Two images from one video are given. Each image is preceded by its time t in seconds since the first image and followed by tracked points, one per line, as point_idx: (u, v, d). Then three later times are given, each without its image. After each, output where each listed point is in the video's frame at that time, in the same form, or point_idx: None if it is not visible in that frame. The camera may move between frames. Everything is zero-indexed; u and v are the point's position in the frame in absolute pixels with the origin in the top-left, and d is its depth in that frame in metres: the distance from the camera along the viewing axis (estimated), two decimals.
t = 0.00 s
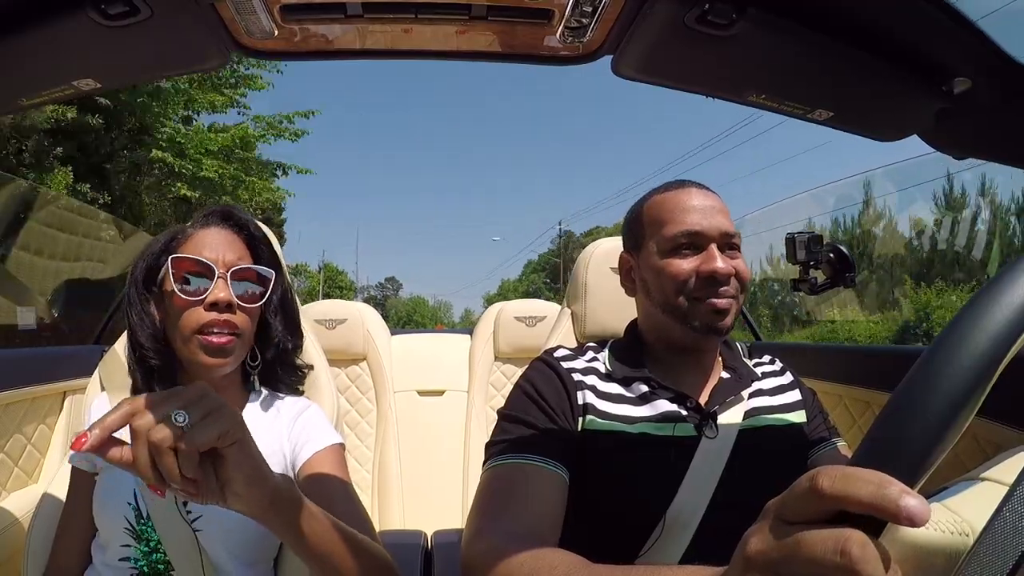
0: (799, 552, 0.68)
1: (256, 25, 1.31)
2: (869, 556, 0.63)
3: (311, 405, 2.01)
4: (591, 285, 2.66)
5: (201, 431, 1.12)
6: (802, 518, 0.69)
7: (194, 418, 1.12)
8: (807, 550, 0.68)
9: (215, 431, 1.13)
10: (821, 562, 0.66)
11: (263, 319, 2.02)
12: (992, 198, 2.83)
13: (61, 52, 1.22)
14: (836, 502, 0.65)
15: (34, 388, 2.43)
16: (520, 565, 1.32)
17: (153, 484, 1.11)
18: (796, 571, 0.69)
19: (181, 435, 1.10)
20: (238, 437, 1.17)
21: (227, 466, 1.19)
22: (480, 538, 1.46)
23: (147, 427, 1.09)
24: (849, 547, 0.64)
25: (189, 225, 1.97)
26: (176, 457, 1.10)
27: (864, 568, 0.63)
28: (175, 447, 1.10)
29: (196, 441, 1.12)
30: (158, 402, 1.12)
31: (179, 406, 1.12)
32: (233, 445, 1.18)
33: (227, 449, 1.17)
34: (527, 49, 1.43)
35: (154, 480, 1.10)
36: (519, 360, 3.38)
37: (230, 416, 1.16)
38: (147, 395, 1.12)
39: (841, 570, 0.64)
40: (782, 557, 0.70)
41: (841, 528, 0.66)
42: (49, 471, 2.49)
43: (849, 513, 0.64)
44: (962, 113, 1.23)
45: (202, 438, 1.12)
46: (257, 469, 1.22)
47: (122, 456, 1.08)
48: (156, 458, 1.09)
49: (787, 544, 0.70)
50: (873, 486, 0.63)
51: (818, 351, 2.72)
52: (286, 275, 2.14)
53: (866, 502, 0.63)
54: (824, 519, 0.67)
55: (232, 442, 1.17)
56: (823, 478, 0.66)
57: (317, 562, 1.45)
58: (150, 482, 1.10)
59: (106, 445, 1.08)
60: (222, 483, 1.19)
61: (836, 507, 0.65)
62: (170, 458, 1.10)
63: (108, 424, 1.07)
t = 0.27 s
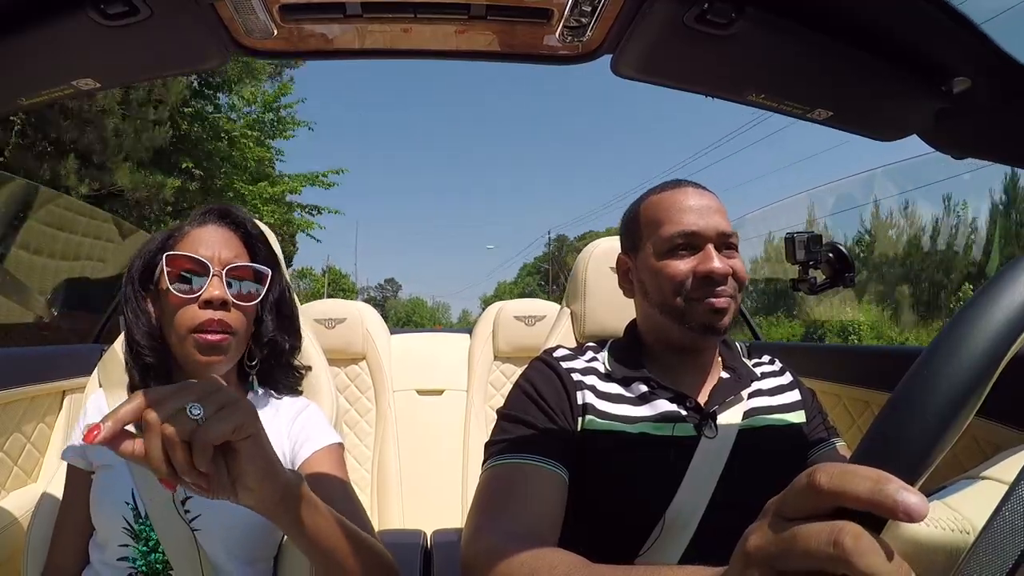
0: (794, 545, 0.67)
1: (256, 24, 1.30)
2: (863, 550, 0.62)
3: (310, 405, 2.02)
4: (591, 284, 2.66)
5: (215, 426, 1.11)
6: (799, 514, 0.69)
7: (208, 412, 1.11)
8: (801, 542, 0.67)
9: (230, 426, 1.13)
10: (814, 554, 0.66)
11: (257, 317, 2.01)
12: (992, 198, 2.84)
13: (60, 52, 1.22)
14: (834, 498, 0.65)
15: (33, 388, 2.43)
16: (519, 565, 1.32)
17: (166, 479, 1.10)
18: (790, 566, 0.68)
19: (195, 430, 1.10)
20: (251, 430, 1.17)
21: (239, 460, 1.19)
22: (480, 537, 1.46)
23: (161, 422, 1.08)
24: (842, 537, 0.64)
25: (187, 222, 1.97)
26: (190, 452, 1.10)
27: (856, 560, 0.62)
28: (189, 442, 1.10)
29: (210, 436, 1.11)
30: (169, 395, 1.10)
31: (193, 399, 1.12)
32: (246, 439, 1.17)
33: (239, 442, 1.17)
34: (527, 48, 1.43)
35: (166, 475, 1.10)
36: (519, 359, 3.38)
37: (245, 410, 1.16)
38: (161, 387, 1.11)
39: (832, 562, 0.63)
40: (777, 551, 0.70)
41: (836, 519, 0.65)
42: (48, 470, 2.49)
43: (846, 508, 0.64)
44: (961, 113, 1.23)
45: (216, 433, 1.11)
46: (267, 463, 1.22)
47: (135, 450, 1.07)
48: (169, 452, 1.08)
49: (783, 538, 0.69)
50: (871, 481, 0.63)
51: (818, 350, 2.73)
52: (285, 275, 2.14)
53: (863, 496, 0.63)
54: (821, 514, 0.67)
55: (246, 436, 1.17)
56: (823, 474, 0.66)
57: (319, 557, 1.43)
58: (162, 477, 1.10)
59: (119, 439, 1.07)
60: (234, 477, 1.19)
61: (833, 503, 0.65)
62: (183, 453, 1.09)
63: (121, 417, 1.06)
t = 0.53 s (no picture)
0: (793, 541, 0.67)
1: (256, 23, 1.30)
2: (862, 547, 0.62)
3: (310, 404, 2.02)
4: (591, 283, 2.66)
5: (215, 391, 1.14)
6: (799, 510, 0.68)
7: (209, 377, 1.14)
8: (800, 538, 0.67)
9: (228, 391, 1.15)
10: (813, 549, 0.66)
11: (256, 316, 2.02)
12: (993, 197, 2.84)
13: (60, 51, 1.22)
14: (834, 494, 0.64)
15: (34, 387, 2.43)
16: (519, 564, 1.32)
17: (166, 440, 1.16)
18: (790, 563, 0.68)
19: (197, 393, 1.14)
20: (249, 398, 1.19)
21: (239, 430, 1.22)
22: (480, 536, 1.46)
23: (163, 383, 1.13)
24: (841, 533, 0.63)
25: (193, 220, 1.98)
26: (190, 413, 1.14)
27: (856, 555, 0.62)
28: (190, 404, 1.14)
29: (210, 400, 1.14)
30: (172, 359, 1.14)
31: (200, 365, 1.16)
32: (244, 406, 1.20)
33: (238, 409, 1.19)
34: (527, 48, 1.43)
35: (165, 436, 1.15)
36: (519, 358, 3.38)
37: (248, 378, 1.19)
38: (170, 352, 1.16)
39: (831, 557, 0.64)
40: (776, 546, 0.69)
41: (835, 514, 0.65)
42: (49, 470, 2.49)
43: (846, 505, 0.64)
44: (962, 112, 1.23)
45: (214, 397, 1.14)
46: (266, 435, 1.25)
47: (139, 410, 1.15)
48: (170, 412, 1.14)
49: (782, 534, 0.69)
50: (872, 478, 0.63)
51: (818, 349, 2.73)
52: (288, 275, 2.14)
53: (864, 493, 0.62)
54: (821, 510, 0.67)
55: (245, 406, 1.20)
56: (825, 470, 0.66)
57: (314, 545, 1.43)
58: (162, 437, 1.15)
59: (126, 398, 1.15)
60: (233, 446, 1.22)
61: (834, 500, 0.64)
62: (182, 414, 1.14)
63: (130, 377, 1.14)
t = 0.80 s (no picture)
0: (792, 539, 0.67)
1: (255, 21, 1.30)
2: (861, 547, 0.62)
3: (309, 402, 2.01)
4: (591, 281, 2.66)
5: (196, 468, 1.06)
6: (798, 509, 0.68)
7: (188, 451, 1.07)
8: (799, 535, 0.66)
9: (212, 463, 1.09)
10: (812, 548, 0.65)
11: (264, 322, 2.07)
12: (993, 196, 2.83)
13: (58, 50, 1.21)
14: (834, 493, 0.64)
15: (33, 385, 2.43)
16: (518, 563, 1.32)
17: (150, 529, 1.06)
18: (788, 561, 0.68)
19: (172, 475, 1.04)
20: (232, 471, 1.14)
21: (224, 503, 1.16)
22: (478, 534, 1.46)
23: (136, 468, 1.01)
24: (839, 530, 0.63)
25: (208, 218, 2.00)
26: (171, 495, 1.04)
27: (854, 552, 0.62)
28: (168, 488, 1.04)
29: (192, 476, 1.05)
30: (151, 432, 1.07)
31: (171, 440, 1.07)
32: (228, 480, 1.14)
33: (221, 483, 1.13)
34: (527, 46, 1.43)
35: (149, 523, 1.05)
36: (518, 356, 3.38)
37: (224, 451, 1.11)
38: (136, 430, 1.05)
39: (829, 556, 0.63)
40: (775, 545, 0.69)
41: (834, 512, 0.64)
42: (49, 467, 2.49)
43: (845, 503, 0.64)
44: (962, 111, 1.23)
45: (197, 476, 1.06)
46: (250, 505, 1.19)
47: (112, 499, 1.02)
48: (148, 500, 1.03)
49: (781, 533, 0.69)
50: (871, 476, 0.62)
51: (818, 347, 2.73)
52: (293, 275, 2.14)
53: (863, 492, 0.62)
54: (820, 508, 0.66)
55: (227, 478, 1.13)
56: (824, 468, 0.65)
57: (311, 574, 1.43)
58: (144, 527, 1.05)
59: (93, 488, 1.01)
60: (220, 520, 1.15)
61: (833, 499, 0.64)
62: (163, 499, 1.03)
63: (94, 465, 1.01)
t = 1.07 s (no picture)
0: (797, 538, 0.67)
1: (256, 22, 1.30)
2: (867, 545, 0.62)
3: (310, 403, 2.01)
4: (592, 282, 2.66)
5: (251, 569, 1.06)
6: (802, 508, 0.69)
7: (240, 556, 1.05)
8: (804, 535, 0.67)
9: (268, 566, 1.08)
10: (818, 547, 0.66)
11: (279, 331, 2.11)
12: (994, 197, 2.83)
13: (58, 50, 1.21)
14: (839, 490, 0.64)
15: (34, 386, 2.43)
16: (518, 565, 1.32)
17: None
18: (793, 561, 0.68)
19: None
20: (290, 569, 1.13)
21: None
22: (479, 537, 1.46)
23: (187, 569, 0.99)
24: (845, 529, 0.63)
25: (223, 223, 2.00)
26: None
27: (861, 552, 0.62)
28: None
29: None
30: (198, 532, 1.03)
31: (223, 537, 1.05)
32: None
33: None
34: (527, 48, 1.43)
35: None
36: (519, 357, 3.38)
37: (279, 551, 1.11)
38: (184, 521, 1.03)
39: (836, 554, 0.64)
40: (780, 545, 0.70)
41: (840, 511, 0.65)
42: (50, 469, 2.49)
43: (850, 500, 0.64)
44: (962, 112, 1.23)
45: None
46: None
47: None
48: None
49: (786, 532, 0.69)
50: (874, 473, 0.63)
51: (818, 349, 2.73)
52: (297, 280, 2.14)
53: (868, 488, 0.63)
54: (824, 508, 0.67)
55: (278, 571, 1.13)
56: (828, 465, 0.66)
57: None
58: None
59: None
60: None
61: (838, 497, 0.65)
62: None
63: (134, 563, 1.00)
